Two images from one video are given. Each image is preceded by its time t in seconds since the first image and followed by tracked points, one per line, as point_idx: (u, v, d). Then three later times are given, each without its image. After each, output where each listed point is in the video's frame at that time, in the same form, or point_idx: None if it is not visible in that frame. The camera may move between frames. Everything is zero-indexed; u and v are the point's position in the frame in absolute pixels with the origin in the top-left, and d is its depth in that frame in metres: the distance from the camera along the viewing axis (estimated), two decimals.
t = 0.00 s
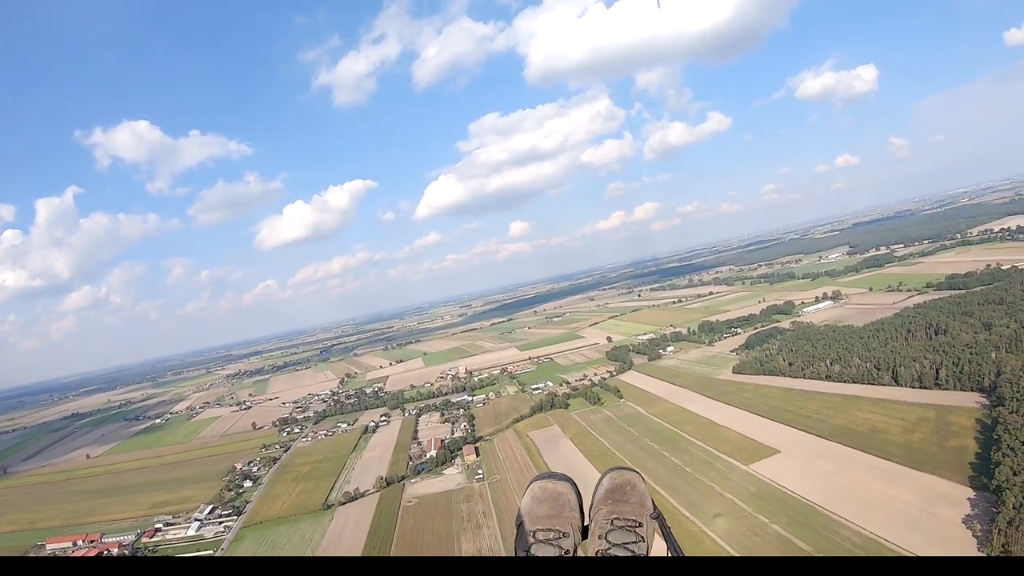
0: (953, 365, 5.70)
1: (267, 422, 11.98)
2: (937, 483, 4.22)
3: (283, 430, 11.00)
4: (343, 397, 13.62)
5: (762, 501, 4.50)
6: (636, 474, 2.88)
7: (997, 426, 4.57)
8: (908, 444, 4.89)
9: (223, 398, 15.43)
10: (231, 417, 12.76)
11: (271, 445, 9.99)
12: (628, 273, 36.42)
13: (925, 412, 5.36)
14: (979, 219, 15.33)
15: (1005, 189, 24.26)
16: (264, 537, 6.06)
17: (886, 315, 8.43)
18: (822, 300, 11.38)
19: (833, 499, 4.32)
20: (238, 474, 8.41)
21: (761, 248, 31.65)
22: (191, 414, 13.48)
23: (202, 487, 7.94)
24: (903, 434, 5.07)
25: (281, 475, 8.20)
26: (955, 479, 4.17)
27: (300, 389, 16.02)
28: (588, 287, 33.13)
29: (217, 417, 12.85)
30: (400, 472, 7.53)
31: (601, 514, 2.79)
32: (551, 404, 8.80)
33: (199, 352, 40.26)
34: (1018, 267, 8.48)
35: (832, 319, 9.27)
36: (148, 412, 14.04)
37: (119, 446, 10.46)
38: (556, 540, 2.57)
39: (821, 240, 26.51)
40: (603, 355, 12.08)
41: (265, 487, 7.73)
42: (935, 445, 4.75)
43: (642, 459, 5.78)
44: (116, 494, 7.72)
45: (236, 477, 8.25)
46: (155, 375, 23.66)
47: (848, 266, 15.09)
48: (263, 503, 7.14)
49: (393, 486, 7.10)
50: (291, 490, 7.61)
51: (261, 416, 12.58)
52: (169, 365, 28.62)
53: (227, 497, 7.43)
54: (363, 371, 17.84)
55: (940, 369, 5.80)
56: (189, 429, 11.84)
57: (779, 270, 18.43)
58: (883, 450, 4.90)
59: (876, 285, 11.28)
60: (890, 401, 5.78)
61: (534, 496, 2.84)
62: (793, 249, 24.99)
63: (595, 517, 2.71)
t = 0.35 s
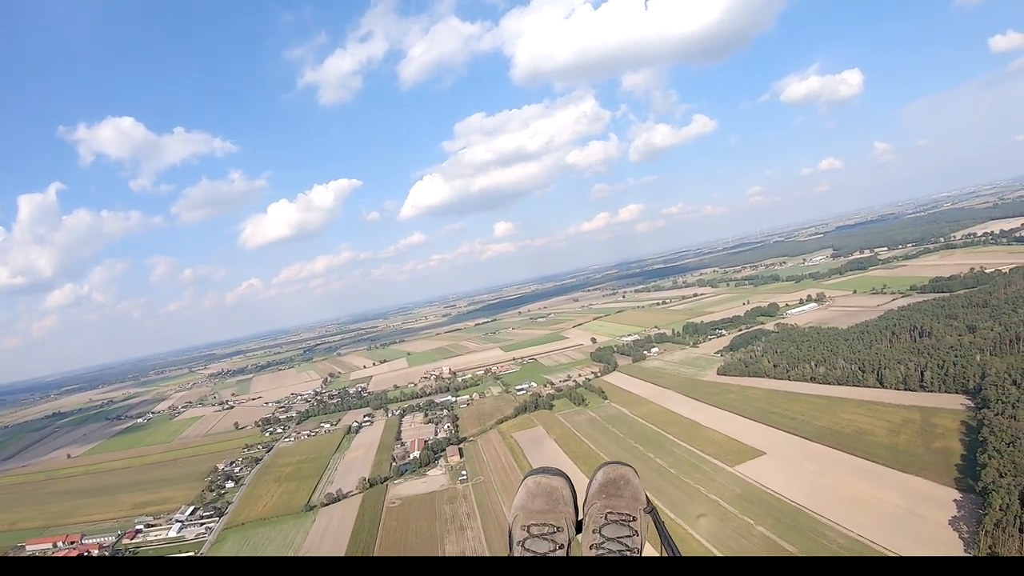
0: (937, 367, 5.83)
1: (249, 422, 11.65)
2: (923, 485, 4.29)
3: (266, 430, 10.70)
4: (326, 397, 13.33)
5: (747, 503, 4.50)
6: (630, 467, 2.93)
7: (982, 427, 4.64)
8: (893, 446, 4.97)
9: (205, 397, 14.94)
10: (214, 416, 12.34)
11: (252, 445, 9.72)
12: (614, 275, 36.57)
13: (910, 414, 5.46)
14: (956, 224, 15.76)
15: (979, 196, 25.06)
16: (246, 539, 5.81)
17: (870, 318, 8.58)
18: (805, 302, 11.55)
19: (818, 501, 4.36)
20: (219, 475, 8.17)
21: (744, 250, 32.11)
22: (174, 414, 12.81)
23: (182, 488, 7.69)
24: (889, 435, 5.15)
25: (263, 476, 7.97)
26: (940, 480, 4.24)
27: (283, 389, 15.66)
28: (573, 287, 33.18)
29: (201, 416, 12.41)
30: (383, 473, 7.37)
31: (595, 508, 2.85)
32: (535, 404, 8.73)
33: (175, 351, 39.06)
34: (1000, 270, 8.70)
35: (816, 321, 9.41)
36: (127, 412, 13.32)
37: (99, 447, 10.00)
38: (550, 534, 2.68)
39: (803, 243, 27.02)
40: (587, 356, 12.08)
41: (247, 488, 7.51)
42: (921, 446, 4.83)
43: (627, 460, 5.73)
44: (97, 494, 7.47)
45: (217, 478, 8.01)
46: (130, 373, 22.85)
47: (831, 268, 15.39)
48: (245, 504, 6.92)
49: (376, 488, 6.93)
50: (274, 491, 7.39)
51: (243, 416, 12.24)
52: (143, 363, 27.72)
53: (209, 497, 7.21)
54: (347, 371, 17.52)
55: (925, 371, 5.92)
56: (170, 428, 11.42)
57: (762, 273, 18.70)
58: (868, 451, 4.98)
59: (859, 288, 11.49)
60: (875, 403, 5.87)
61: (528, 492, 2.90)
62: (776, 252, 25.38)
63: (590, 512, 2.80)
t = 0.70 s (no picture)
0: (924, 373, 5.93)
1: (235, 425, 11.34)
2: (913, 489, 4.32)
3: (251, 435, 10.39)
4: (311, 402, 13.04)
5: (736, 509, 4.46)
6: (622, 462, 3.20)
7: (971, 433, 4.69)
8: (883, 451, 5.01)
9: (190, 399, 14.46)
10: (199, 420, 11.97)
11: (237, 449, 9.45)
12: (601, 280, 36.71)
13: (898, 420, 5.53)
14: (940, 231, 16.08)
15: (960, 204, 25.69)
16: (227, 546, 5.40)
17: (856, 324, 8.72)
18: (792, 308, 11.70)
19: (807, 507, 4.35)
20: (204, 479, 7.94)
21: (730, 257, 32.52)
22: (159, 419, 12.16)
23: (164, 493, 7.43)
24: (878, 441, 5.19)
25: (248, 481, 7.75)
26: (930, 486, 4.28)
27: (268, 392, 15.32)
28: (561, 292, 33.21)
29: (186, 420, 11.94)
30: (369, 478, 7.20)
31: (589, 500, 3.06)
32: (522, 410, 8.65)
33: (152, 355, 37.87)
34: (984, 276, 8.88)
35: (803, 327, 9.53)
36: (112, 417, 12.45)
37: (84, 449, 9.51)
38: (542, 526, 2.87)
39: (788, 250, 27.42)
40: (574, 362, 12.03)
41: (231, 493, 7.29)
42: (910, 451, 4.88)
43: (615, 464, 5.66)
44: (81, 498, 7.22)
45: (203, 482, 7.79)
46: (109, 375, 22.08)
47: (818, 275, 15.62)
48: (229, 509, 6.70)
49: (361, 494, 6.75)
50: (259, 496, 7.17)
51: (229, 420, 11.88)
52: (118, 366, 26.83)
53: (193, 503, 6.96)
54: (332, 375, 17.20)
55: (913, 377, 5.99)
56: (154, 430, 11.08)
57: (748, 279, 18.93)
58: (858, 457, 5.01)
59: (846, 294, 11.68)
60: (863, 408, 5.94)
61: (522, 484, 3.15)
62: (761, 259, 25.73)
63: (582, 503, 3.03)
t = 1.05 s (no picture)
0: (916, 383, 5.96)
1: (222, 431, 11.06)
2: (906, 498, 4.32)
3: (238, 441, 10.14)
4: (299, 407, 12.80)
5: (728, 519, 4.40)
6: (619, 462, 3.16)
7: (963, 442, 4.71)
8: (876, 460, 5.01)
9: (178, 403, 14.13)
10: (186, 425, 11.69)
11: (225, 455, 9.21)
12: (592, 288, 36.76)
13: (890, 428, 5.54)
14: (930, 241, 16.29)
15: (946, 215, 26.16)
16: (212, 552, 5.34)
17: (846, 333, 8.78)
18: (782, 317, 11.77)
19: (799, 517, 4.32)
20: (190, 486, 7.75)
21: (720, 266, 32.79)
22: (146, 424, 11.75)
23: (148, 500, 7.24)
24: (870, 450, 5.20)
25: (235, 488, 7.55)
26: (924, 494, 4.28)
27: (255, 398, 15.02)
28: (552, 300, 33.18)
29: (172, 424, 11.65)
30: (357, 485, 7.03)
31: (584, 501, 3.09)
32: (512, 418, 8.54)
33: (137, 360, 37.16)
34: (973, 287, 9.00)
35: (794, 336, 9.58)
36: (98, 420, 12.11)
37: (73, 454, 9.21)
38: (538, 526, 2.98)
39: (778, 259, 27.71)
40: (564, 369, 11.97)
41: (218, 499, 7.11)
42: (904, 460, 4.88)
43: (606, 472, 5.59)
44: (62, 504, 7.01)
45: (189, 489, 7.61)
46: (92, 379, 21.56)
47: (809, 284, 15.76)
48: (216, 516, 6.54)
49: (349, 502, 6.60)
50: (246, 503, 6.99)
51: (216, 425, 11.61)
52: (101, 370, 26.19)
53: (178, 509, 6.86)
54: (321, 381, 16.93)
55: (905, 387, 6.03)
56: (140, 435, 10.81)
57: (739, 287, 19.06)
58: (851, 465, 5.01)
59: (836, 303, 11.79)
60: (854, 417, 5.95)
61: (517, 484, 3.20)
62: (751, 268, 25.96)
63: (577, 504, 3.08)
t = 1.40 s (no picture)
0: (907, 394, 6.00)
1: (209, 432, 10.80)
2: (898, 509, 4.33)
3: (225, 443, 9.92)
4: (287, 410, 12.57)
5: (719, 529, 4.36)
6: (614, 461, 3.35)
7: (954, 453, 4.72)
8: (867, 471, 5.03)
9: (165, 404, 13.82)
10: (173, 425, 11.42)
11: (212, 457, 9.00)
12: (583, 295, 36.80)
13: (881, 439, 5.57)
14: (920, 253, 16.51)
15: (934, 229, 26.58)
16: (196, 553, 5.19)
17: (837, 343, 8.85)
18: (772, 327, 11.84)
19: (790, 528, 4.31)
20: (176, 488, 7.56)
21: (711, 275, 33.03)
22: (132, 423, 11.40)
23: (133, 500, 7.06)
24: (861, 460, 5.21)
25: (220, 490, 7.36)
26: (915, 506, 4.30)
27: (242, 400, 14.74)
28: (543, 306, 33.14)
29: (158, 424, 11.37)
30: (344, 490, 6.89)
31: (581, 501, 3.23)
32: (501, 424, 8.45)
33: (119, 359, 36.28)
34: (963, 300, 9.13)
35: (784, 346, 9.64)
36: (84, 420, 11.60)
37: (61, 451, 8.90)
38: (536, 525, 3.08)
39: (769, 269, 28.01)
40: (554, 376, 11.91)
41: (203, 501, 6.93)
42: (895, 471, 4.90)
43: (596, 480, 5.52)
44: (45, 503, 6.81)
45: (174, 490, 7.43)
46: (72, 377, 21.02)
47: (800, 294, 15.90)
48: (200, 519, 6.37)
49: (335, 507, 6.46)
50: (230, 506, 6.82)
51: (202, 426, 11.36)
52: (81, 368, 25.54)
53: (163, 511, 6.68)
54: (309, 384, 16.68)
55: (895, 398, 6.06)
56: (126, 434, 10.52)
57: (730, 296, 19.21)
58: (842, 476, 5.02)
59: (827, 314, 11.90)
60: (845, 428, 5.98)
61: (514, 486, 3.31)
62: (741, 277, 26.19)
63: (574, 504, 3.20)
